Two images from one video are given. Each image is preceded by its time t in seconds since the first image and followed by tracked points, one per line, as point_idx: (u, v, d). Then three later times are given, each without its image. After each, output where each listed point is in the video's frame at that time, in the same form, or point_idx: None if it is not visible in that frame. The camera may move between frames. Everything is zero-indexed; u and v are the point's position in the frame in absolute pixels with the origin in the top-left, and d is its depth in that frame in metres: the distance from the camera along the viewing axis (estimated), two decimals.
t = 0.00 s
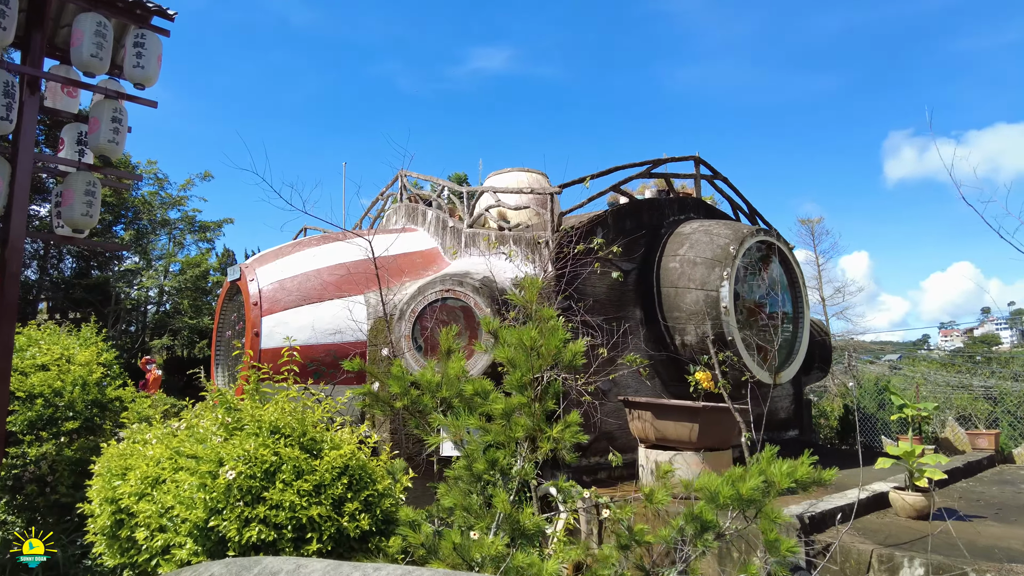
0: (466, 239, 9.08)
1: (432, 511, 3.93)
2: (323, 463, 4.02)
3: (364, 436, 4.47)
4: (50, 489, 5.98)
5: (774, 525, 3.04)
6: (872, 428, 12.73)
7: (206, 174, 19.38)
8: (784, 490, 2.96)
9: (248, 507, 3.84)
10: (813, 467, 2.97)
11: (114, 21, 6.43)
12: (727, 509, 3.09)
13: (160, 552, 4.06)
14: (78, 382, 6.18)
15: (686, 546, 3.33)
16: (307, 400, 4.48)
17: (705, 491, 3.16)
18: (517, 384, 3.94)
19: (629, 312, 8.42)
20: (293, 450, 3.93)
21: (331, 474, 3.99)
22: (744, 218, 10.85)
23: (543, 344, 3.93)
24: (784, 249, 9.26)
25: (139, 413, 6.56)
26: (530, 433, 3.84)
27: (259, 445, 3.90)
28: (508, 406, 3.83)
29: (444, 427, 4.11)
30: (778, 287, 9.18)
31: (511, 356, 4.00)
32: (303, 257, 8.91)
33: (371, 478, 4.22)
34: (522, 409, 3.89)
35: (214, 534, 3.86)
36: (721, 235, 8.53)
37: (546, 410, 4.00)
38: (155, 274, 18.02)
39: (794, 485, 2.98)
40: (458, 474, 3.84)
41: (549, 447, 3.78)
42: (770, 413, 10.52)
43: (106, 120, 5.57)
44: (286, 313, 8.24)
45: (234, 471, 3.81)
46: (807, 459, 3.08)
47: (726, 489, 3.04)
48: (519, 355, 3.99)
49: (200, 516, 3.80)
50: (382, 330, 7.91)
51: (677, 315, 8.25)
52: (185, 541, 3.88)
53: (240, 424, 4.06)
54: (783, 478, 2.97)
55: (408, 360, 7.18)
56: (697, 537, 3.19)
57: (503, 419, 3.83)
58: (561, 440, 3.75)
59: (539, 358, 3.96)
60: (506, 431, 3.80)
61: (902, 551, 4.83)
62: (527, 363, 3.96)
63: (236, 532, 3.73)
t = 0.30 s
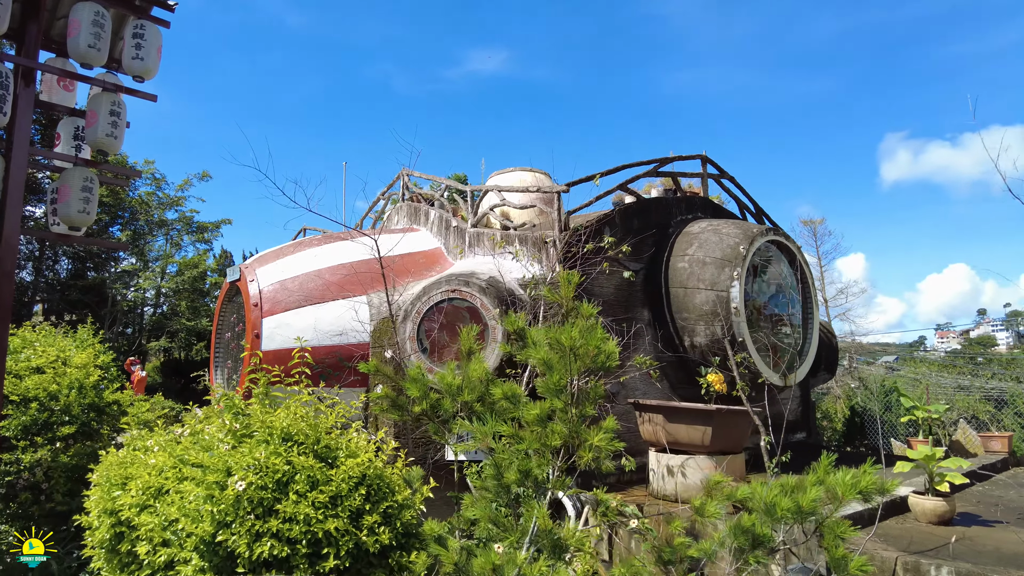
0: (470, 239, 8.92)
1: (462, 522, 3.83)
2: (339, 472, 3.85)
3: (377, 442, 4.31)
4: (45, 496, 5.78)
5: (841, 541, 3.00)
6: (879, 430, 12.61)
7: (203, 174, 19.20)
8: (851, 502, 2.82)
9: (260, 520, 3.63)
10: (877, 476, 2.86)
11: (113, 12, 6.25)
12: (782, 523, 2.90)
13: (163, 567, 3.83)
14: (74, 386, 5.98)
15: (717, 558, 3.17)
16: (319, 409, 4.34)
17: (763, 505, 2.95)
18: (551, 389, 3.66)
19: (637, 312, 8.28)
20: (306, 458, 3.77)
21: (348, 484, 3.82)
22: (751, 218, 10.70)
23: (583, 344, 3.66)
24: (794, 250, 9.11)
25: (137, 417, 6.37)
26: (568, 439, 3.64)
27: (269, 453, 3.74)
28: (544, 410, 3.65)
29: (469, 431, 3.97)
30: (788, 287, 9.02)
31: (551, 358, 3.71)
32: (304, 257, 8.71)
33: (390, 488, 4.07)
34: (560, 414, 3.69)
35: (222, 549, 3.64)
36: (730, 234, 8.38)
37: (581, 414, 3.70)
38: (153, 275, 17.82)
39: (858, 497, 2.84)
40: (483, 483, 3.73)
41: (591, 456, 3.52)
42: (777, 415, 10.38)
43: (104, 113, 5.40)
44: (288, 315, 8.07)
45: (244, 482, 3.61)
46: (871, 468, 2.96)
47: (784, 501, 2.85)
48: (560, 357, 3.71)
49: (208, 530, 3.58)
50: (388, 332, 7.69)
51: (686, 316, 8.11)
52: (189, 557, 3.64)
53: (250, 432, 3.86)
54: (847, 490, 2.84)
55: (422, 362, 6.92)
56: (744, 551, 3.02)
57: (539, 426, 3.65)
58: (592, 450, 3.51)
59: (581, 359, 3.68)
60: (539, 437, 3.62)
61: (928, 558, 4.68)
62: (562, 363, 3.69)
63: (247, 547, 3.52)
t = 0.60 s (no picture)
0: (476, 239, 8.77)
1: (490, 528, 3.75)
2: (360, 480, 3.68)
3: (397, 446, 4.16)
4: (46, 502, 5.64)
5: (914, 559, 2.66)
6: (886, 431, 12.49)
7: (203, 174, 19.08)
8: (914, 513, 2.58)
9: (278, 532, 3.49)
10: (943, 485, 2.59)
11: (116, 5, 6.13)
12: (841, 536, 2.73)
13: None
14: (75, 388, 5.83)
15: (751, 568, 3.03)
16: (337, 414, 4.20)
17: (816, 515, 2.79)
18: (588, 394, 3.31)
19: (645, 312, 8.17)
20: (325, 466, 3.61)
21: (370, 494, 3.66)
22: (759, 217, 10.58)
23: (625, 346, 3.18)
24: (803, 249, 9.02)
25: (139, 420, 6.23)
26: (609, 448, 3.30)
27: (287, 461, 3.58)
28: (581, 416, 3.39)
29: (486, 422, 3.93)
30: (797, 287, 8.93)
31: (590, 360, 3.32)
32: (307, 257, 8.57)
33: (412, 497, 3.90)
34: (597, 422, 3.36)
35: (237, 561, 3.50)
36: (740, 233, 8.27)
37: (622, 419, 3.33)
38: (153, 275, 17.69)
39: (924, 508, 2.59)
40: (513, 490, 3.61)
41: (635, 465, 3.14)
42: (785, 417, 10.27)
43: (106, 108, 5.28)
44: (291, 315, 7.94)
45: (260, 491, 3.47)
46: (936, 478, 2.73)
47: (840, 513, 2.67)
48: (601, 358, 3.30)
49: (219, 543, 3.45)
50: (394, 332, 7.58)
51: (695, 316, 8.00)
52: (201, 569, 3.50)
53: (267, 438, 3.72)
54: (912, 500, 2.59)
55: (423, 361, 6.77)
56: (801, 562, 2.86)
57: (575, 432, 3.42)
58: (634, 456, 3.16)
59: (625, 360, 3.22)
60: (558, 435, 3.44)
61: (954, 564, 4.55)
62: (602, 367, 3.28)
63: (263, 560, 3.38)
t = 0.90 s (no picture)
0: (484, 237, 8.65)
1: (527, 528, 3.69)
2: (394, 481, 3.52)
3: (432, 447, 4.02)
4: (53, 504, 5.52)
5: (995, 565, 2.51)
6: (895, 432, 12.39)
7: (206, 174, 18.99)
8: (995, 516, 2.38)
9: (308, 535, 3.33)
10: None
11: None
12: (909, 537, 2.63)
13: None
14: (84, 387, 5.71)
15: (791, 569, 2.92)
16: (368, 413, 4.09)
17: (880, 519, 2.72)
18: (646, 391, 3.21)
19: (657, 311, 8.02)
20: (357, 466, 3.45)
21: (405, 495, 3.49)
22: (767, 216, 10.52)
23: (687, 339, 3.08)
24: (815, 248, 8.93)
25: (148, 421, 6.11)
26: (665, 448, 3.21)
27: (317, 461, 3.41)
28: (636, 414, 3.31)
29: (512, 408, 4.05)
30: (809, 287, 8.86)
31: (649, 354, 3.22)
32: (314, 256, 8.45)
33: (447, 498, 3.77)
34: (649, 419, 3.28)
35: (266, 565, 3.36)
36: (752, 232, 8.18)
37: (677, 416, 3.22)
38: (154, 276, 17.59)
39: (1008, 510, 2.39)
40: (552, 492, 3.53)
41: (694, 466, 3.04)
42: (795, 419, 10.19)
43: (116, 101, 5.19)
44: (298, 315, 7.84)
45: (292, 493, 3.30)
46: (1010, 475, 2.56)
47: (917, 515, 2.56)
48: (663, 350, 3.21)
49: (248, 546, 3.31)
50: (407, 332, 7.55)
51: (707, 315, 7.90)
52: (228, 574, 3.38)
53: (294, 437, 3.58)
54: (992, 502, 2.40)
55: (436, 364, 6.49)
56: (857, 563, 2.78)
57: (629, 433, 3.31)
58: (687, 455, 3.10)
59: (685, 353, 3.15)
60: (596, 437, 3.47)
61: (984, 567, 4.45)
62: (665, 358, 3.18)
63: (294, 565, 3.22)
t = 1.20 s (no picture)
0: (493, 238, 8.54)
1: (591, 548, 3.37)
2: (437, 490, 3.32)
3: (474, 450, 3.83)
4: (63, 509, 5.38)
5: None
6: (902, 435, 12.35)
7: (208, 175, 18.89)
8: None
9: (351, 548, 3.11)
10: None
11: None
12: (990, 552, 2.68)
13: None
14: (95, 390, 5.57)
15: None
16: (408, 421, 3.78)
17: (969, 530, 2.77)
18: (716, 395, 3.17)
19: (669, 313, 7.94)
20: (400, 474, 3.24)
21: (450, 505, 3.30)
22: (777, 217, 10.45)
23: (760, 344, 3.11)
24: (828, 250, 8.86)
25: (160, 424, 5.98)
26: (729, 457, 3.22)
27: (357, 469, 3.20)
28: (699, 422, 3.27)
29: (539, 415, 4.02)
30: (822, 289, 8.79)
31: (718, 358, 3.23)
32: (322, 256, 8.31)
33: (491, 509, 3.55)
34: (710, 426, 3.26)
35: None
36: (766, 232, 8.10)
37: (743, 424, 3.24)
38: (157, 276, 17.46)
39: None
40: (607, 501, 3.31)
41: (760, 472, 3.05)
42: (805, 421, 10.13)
43: (130, 98, 5.14)
44: (307, 316, 7.72)
45: (332, 503, 3.06)
46: None
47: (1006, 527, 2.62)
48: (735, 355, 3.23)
49: (285, 560, 3.09)
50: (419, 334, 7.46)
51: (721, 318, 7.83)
52: None
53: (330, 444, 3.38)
54: None
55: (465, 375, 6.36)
56: (923, 563, 2.79)
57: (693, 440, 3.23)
58: (753, 463, 3.11)
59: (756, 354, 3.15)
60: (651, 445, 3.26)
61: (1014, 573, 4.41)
62: (733, 363, 3.20)
63: None
